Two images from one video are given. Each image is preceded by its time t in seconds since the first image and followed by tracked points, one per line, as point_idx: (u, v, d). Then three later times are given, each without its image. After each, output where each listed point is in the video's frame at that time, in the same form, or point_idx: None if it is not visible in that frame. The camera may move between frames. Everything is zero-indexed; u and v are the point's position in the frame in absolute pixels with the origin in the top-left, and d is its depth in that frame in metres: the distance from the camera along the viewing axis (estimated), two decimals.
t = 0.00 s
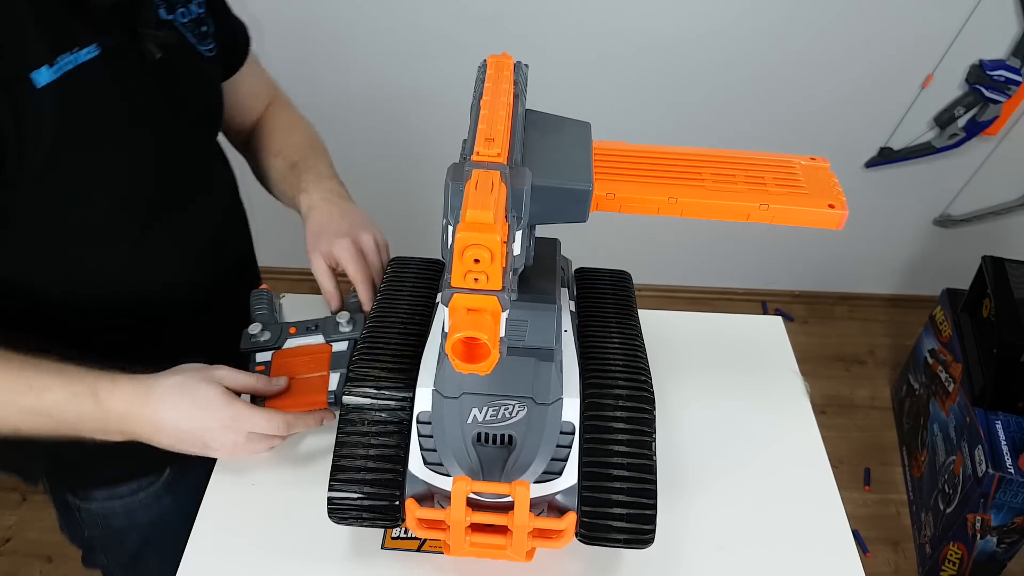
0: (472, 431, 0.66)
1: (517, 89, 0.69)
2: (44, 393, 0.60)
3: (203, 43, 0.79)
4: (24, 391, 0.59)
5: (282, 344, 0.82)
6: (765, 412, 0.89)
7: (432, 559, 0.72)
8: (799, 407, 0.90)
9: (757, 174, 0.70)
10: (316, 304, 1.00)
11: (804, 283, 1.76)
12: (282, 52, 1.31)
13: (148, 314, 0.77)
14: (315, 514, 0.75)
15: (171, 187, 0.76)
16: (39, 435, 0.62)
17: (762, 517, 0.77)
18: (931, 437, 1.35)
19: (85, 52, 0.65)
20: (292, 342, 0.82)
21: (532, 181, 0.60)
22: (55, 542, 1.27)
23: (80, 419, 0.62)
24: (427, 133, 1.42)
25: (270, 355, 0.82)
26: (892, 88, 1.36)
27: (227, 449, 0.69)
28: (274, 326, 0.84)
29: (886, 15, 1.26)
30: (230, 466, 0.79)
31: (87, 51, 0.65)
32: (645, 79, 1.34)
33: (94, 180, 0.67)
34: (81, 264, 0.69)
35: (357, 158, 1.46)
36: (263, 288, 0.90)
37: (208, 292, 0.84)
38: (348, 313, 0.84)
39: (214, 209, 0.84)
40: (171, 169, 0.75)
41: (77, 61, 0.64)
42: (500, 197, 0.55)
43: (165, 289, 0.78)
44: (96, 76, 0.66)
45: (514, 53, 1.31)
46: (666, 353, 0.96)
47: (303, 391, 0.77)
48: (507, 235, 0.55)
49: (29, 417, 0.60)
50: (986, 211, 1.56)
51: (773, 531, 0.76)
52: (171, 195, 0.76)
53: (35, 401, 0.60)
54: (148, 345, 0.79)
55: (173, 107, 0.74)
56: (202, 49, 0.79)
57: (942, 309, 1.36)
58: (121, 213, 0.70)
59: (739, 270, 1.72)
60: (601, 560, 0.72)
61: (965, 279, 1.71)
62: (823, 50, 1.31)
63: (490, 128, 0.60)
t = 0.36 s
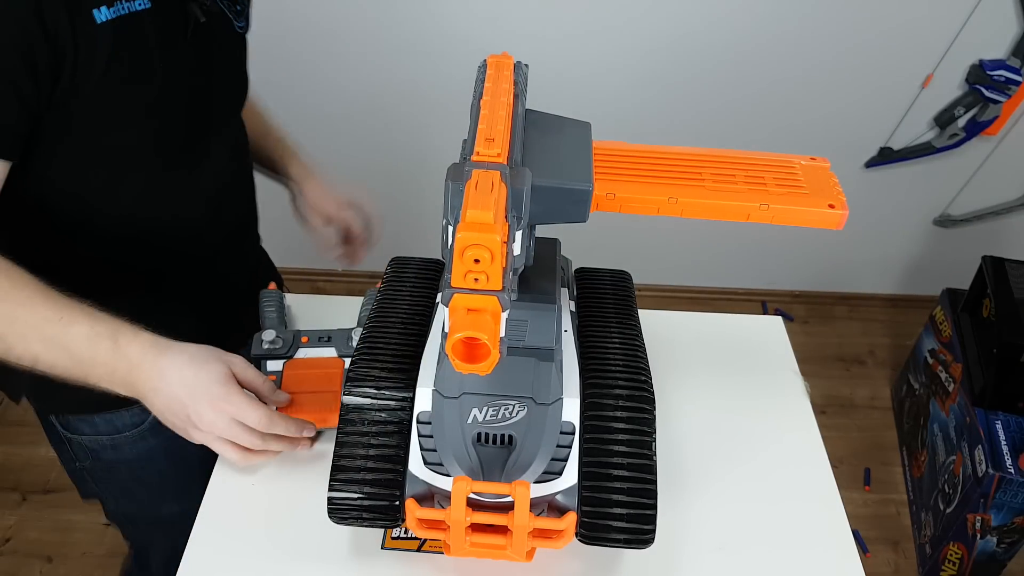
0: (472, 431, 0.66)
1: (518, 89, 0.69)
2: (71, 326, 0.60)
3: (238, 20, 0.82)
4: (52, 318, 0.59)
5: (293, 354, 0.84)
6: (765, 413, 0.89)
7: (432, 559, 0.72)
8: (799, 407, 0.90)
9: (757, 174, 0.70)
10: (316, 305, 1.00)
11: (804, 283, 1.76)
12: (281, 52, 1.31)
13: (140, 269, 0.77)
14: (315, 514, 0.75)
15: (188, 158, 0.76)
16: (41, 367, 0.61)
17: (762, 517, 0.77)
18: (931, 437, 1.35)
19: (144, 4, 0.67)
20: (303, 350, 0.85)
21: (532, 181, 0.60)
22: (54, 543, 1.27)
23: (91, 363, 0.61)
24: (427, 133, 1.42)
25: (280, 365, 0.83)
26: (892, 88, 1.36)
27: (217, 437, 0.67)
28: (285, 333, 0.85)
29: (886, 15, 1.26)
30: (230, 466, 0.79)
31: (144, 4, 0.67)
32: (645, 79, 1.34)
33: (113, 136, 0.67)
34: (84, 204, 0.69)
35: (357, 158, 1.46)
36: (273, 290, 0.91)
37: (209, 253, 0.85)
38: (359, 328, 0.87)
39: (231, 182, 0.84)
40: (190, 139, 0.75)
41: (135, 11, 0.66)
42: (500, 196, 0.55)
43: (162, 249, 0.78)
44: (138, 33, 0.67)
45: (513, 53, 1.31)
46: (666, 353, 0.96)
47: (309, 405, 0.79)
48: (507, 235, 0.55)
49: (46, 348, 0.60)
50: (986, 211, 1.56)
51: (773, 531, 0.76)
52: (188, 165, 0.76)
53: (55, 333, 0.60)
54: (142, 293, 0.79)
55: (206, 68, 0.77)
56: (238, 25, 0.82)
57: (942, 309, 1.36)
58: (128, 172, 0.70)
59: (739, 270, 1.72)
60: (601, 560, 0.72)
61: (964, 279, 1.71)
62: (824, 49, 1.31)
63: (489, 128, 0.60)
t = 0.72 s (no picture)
0: (472, 431, 0.66)
1: (518, 89, 0.69)
2: (56, 349, 0.60)
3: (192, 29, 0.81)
4: (36, 342, 0.60)
5: (294, 352, 0.83)
6: (765, 412, 0.89)
7: (432, 559, 0.72)
8: (799, 407, 0.90)
9: (757, 174, 0.70)
10: (315, 305, 1.00)
11: (804, 283, 1.76)
12: (281, 52, 1.31)
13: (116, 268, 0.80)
14: (315, 514, 0.75)
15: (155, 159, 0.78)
16: (29, 392, 0.62)
17: (762, 517, 0.77)
18: (931, 437, 1.35)
19: (101, 33, 0.69)
20: (304, 350, 0.84)
21: (532, 181, 0.60)
22: (54, 543, 1.27)
23: (77, 385, 0.61)
24: (426, 133, 1.42)
25: (281, 362, 0.83)
26: (892, 88, 1.36)
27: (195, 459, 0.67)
28: (285, 331, 0.85)
29: (885, 15, 1.26)
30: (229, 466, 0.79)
31: (102, 32, 0.69)
32: (645, 79, 1.34)
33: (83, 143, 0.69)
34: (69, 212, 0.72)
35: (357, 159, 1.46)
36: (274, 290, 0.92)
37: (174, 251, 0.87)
38: (359, 326, 0.86)
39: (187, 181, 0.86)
40: (159, 143, 0.77)
41: (92, 40, 0.68)
42: (500, 196, 0.55)
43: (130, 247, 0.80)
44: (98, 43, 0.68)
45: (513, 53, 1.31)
46: (666, 353, 0.96)
47: (308, 401, 0.80)
48: (507, 235, 0.55)
49: (33, 372, 0.60)
50: (986, 211, 1.56)
51: (773, 531, 0.76)
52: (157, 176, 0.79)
53: (43, 357, 0.60)
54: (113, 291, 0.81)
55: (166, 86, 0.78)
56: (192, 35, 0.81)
57: (942, 309, 1.36)
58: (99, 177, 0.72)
59: (739, 270, 1.72)
60: (601, 560, 0.72)
61: (964, 278, 1.71)
62: (824, 49, 1.31)
63: (489, 128, 0.60)
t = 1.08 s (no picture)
0: (472, 431, 0.66)
1: (518, 89, 0.69)
2: None
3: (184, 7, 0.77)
4: None
5: (294, 352, 0.83)
6: (765, 412, 0.89)
7: (432, 559, 0.72)
8: (799, 407, 0.90)
9: (757, 174, 0.70)
10: (315, 305, 1.00)
11: (804, 283, 1.76)
12: (281, 52, 1.31)
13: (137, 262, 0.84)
14: (315, 514, 0.75)
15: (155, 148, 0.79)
16: None
17: (762, 517, 0.77)
18: (931, 437, 1.35)
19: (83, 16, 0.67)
20: (304, 350, 0.84)
21: (532, 181, 0.60)
22: (54, 543, 1.27)
23: None
24: (426, 133, 1.42)
25: (281, 361, 0.82)
26: (892, 88, 1.36)
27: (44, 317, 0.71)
28: (285, 331, 0.84)
29: (885, 16, 1.26)
30: (229, 466, 0.79)
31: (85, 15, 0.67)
32: (645, 79, 1.34)
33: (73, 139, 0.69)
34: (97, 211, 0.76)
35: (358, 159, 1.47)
36: (273, 290, 0.91)
37: (193, 240, 0.91)
38: (359, 326, 0.86)
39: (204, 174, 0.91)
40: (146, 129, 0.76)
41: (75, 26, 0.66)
42: (500, 196, 0.55)
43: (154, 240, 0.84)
44: (108, 41, 0.70)
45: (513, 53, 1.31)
46: (666, 353, 0.96)
47: (308, 401, 0.80)
48: (507, 235, 0.55)
49: None
50: (986, 211, 1.56)
51: (773, 531, 0.76)
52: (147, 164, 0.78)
53: None
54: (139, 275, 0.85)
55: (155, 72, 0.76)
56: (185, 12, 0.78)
57: (942, 309, 1.36)
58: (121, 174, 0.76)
59: (739, 270, 1.72)
60: (601, 560, 0.72)
61: (964, 278, 1.71)
62: (824, 49, 1.31)
63: (489, 128, 0.60)
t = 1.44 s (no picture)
0: (472, 431, 0.66)
1: (517, 89, 0.69)
2: None
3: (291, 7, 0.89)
4: None
5: (294, 352, 0.84)
6: (766, 411, 0.89)
7: (432, 559, 0.72)
8: (800, 407, 0.90)
9: (757, 174, 0.70)
10: (315, 305, 1.00)
11: (804, 283, 1.76)
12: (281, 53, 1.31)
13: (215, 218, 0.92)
14: (315, 514, 0.75)
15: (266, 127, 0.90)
16: None
17: (762, 517, 0.77)
18: (931, 437, 1.35)
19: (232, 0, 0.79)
20: (304, 349, 0.84)
21: (532, 181, 0.60)
22: (53, 543, 1.27)
23: None
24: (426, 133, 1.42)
25: (281, 361, 0.83)
26: (892, 88, 1.36)
27: None
28: (285, 331, 0.85)
29: (885, 16, 1.26)
30: (229, 466, 0.79)
31: None
32: (645, 78, 1.34)
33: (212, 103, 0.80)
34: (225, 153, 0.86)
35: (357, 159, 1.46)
36: (273, 290, 0.91)
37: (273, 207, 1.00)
38: (359, 326, 0.86)
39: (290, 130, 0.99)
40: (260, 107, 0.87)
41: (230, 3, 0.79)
42: (500, 196, 0.55)
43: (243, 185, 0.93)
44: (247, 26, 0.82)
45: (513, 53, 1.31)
46: (667, 353, 0.96)
47: (308, 401, 0.80)
48: (507, 235, 0.55)
49: None
50: (986, 211, 1.56)
51: (774, 531, 0.76)
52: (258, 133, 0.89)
53: None
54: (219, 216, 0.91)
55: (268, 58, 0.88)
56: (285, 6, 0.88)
57: (942, 309, 1.36)
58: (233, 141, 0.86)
59: (738, 270, 1.72)
60: (601, 560, 0.72)
61: (964, 278, 1.71)
62: (824, 49, 1.31)
63: (489, 128, 0.60)
